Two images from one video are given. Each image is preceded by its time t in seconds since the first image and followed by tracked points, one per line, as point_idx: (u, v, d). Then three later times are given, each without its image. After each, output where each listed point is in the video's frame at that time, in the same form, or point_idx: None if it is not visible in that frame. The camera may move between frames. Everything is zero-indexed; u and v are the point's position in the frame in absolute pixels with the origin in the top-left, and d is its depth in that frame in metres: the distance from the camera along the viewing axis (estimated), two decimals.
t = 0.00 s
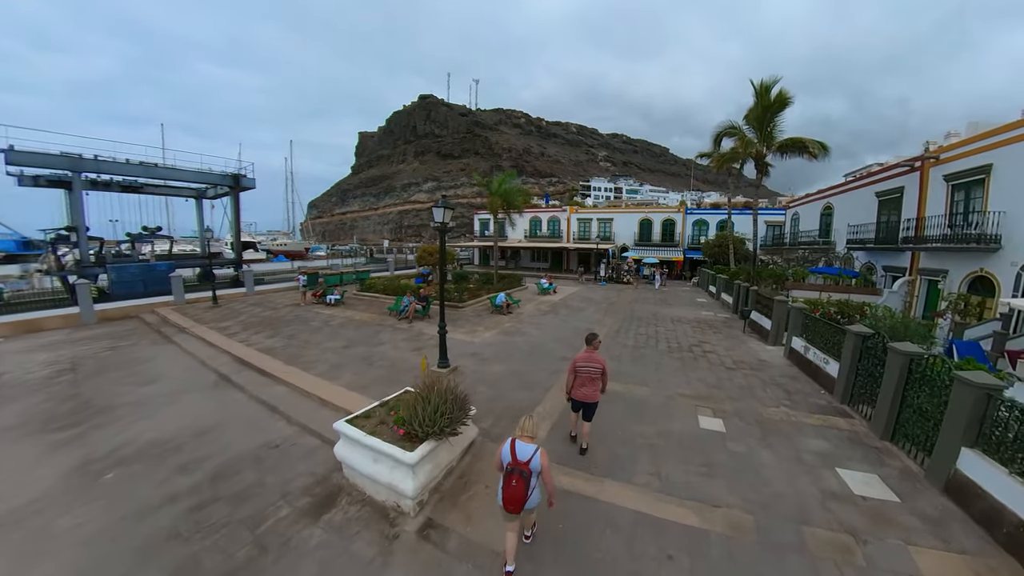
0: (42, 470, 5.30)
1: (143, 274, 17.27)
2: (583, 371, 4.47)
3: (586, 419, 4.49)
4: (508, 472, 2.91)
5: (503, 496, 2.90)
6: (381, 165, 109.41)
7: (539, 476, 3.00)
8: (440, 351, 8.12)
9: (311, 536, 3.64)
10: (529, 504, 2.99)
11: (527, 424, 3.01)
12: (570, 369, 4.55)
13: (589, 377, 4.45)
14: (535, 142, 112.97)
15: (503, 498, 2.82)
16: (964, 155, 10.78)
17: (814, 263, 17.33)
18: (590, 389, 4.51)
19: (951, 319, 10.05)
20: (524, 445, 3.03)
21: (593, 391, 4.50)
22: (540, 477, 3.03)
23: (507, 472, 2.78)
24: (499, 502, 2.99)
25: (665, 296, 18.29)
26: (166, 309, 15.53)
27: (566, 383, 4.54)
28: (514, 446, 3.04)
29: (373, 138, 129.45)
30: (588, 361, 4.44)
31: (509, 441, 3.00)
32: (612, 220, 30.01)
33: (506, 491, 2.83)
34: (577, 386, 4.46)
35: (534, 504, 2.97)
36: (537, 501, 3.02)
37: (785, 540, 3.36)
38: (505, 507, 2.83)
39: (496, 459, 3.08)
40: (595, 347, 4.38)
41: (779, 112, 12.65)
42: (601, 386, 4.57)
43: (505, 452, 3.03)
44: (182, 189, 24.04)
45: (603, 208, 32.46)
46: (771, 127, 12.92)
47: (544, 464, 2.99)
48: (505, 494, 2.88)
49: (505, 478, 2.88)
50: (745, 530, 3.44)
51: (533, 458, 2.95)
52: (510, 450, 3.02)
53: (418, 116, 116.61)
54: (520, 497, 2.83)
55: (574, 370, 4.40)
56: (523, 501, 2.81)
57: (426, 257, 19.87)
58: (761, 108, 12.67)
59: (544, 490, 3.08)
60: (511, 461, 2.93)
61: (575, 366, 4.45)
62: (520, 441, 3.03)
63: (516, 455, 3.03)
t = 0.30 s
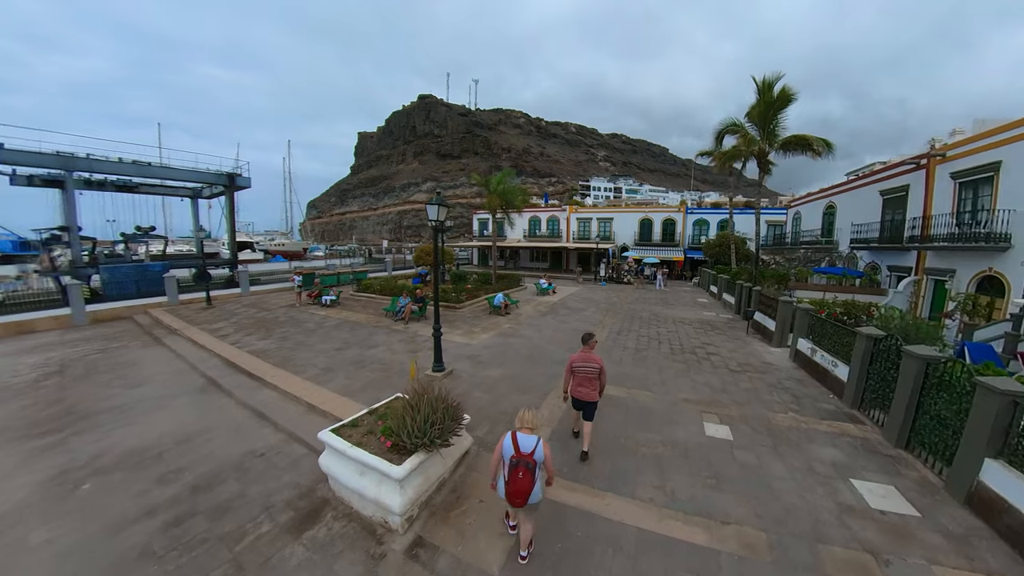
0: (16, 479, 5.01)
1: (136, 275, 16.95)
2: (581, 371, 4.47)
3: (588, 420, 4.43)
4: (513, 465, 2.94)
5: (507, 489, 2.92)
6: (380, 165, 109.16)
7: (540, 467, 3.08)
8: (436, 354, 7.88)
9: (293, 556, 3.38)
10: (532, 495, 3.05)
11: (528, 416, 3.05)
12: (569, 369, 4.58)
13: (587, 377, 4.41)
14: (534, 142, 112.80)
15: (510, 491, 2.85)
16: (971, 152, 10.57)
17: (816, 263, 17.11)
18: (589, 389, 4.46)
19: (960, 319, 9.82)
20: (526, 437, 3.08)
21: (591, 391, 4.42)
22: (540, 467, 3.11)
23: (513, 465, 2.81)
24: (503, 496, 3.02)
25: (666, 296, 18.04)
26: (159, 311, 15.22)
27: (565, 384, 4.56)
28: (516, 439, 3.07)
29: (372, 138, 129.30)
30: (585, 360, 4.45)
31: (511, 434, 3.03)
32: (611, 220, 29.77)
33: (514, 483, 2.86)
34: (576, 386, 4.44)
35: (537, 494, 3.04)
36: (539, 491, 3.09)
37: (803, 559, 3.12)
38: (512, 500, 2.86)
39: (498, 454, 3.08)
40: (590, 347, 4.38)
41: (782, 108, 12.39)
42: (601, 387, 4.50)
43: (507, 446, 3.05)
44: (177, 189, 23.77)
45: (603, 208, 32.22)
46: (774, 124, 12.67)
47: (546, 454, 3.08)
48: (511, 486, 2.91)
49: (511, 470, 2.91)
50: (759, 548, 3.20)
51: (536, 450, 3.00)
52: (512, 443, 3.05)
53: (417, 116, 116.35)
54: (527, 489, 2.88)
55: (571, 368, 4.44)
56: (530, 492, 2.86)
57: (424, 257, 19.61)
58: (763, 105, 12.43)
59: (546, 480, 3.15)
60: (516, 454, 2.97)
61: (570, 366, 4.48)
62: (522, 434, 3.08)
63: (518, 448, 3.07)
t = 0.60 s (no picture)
0: None
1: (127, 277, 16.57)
2: (585, 372, 4.35)
3: (585, 420, 4.41)
4: (515, 469, 2.84)
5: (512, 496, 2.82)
6: (379, 166, 108.85)
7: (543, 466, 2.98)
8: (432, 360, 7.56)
9: None
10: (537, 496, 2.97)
11: (525, 417, 2.94)
12: (574, 369, 4.47)
13: (592, 379, 4.33)
14: (533, 142, 112.44)
15: (515, 496, 2.75)
16: (983, 149, 10.28)
17: (821, 262, 16.82)
18: (593, 391, 4.39)
19: (973, 321, 9.53)
20: (524, 437, 2.97)
21: (597, 394, 4.34)
22: (543, 465, 3.02)
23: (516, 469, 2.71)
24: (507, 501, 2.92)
25: (669, 297, 17.74)
26: (151, 313, 14.88)
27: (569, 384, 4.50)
28: (513, 440, 2.96)
29: (371, 138, 129.10)
30: (590, 362, 4.32)
31: (509, 438, 2.92)
32: (612, 220, 29.50)
33: (517, 488, 2.77)
34: (580, 388, 4.40)
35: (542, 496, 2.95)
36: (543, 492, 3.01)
37: None
38: (519, 505, 2.77)
39: (497, 457, 2.99)
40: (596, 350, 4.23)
41: (788, 105, 12.09)
42: (607, 389, 4.38)
43: (506, 450, 2.95)
44: (172, 189, 23.42)
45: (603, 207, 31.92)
46: (779, 121, 12.37)
47: (547, 452, 2.98)
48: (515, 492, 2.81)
49: (514, 474, 2.81)
50: None
51: (536, 450, 2.91)
52: (510, 445, 2.96)
53: (416, 116, 115.95)
54: (531, 492, 2.79)
55: (575, 370, 4.37)
56: (535, 494, 2.77)
57: (422, 258, 19.27)
58: (768, 102, 12.14)
59: (548, 479, 3.09)
60: (517, 456, 2.86)
61: (574, 367, 4.38)
62: (520, 434, 2.97)
63: (517, 450, 2.97)
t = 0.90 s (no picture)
0: None
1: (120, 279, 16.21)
2: (597, 377, 4.27)
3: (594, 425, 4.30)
4: (515, 471, 2.83)
5: (513, 497, 2.83)
6: (379, 166, 108.53)
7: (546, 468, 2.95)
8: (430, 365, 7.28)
9: None
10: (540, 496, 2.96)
11: (527, 419, 2.85)
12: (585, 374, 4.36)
13: (604, 385, 4.24)
14: (532, 142, 112.11)
15: (515, 498, 2.75)
16: (994, 147, 10.04)
17: (825, 263, 16.55)
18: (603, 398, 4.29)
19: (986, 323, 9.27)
20: (526, 439, 2.93)
21: (609, 398, 4.26)
22: (546, 467, 2.99)
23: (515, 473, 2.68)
24: (507, 499, 2.94)
25: (671, 297, 17.47)
26: (144, 316, 14.57)
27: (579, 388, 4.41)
28: (516, 442, 2.93)
29: (370, 138, 128.73)
30: (602, 366, 4.26)
31: (511, 439, 2.86)
32: (612, 220, 29.25)
33: (517, 491, 2.76)
34: (592, 393, 4.29)
35: (544, 497, 2.93)
36: (546, 492, 3.00)
37: None
38: (519, 506, 2.77)
39: (500, 457, 2.98)
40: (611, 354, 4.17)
41: (794, 102, 11.83)
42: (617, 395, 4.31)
43: (507, 450, 2.91)
44: (167, 189, 23.11)
45: (603, 207, 31.64)
46: (784, 119, 12.10)
47: (550, 455, 2.93)
48: (515, 494, 2.82)
49: (514, 476, 2.79)
50: None
51: (538, 452, 2.86)
52: (513, 446, 2.93)
53: (415, 116, 115.58)
54: (532, 494, 2.78)
55: (588, 375, 4.26)
56: (535, 497, 2.75)
57: (421, 258, 18.98)
58: (773, 99, 11.88)
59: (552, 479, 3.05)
60: (517, 459, 2.84)
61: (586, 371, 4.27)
62: (522, 436, 2.92)
63: (519, 450, 2.92)
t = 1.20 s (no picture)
0: None
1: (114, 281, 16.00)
2: (609, 376, 4.40)
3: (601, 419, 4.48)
4: (525, 468, 2.79)
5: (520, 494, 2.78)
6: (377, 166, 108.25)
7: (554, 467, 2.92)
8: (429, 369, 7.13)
9: None
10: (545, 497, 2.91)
11: (542, 418, 2.81)
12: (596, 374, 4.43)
13: (615, 383, 4.39)
14: (531, 142, 111.89)
15: (521, 494, 2.70)
16: (999, 147, 9.94)
17: (827, 264, 16.44)
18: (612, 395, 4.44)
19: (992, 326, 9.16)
20: (538, 437, 2.90)
21: (617, 396, 4.42)
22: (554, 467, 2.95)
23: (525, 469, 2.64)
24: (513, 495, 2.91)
25: (672, 298, 17.33)
26: (139, 317, 14.37)
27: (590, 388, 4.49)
28: (528, 439, 2.90)
29: (369, 138, 128.40)
30: (613, 365, 4.39)
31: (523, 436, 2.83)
32: (612, 220, 29.12)
33: (525, 487, 2.71)
34: (603, 390, 4.39)
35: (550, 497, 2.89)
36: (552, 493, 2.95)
37: None
38: (525, 504, 2.72)
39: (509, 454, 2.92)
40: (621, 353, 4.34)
41: (797, 101, 11.70)
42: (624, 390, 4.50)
43: (519, 446, 2.87)
44: (163, 189, 22.88)
45: (603, 207, 31.50)
46: (787, 119, 11.96)
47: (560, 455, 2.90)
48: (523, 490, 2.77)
49: (523, 473, 2.75)
50: None
51: (549, 451, 2.83)
52: (524, 443, 2.89)
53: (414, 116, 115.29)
54: (539, 492, 2.74)
55: (601, 372, 4.36)
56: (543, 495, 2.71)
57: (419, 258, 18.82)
58: (776, 98, 11.76)
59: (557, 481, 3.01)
60: (528, 456, 2.80)
61: (599, 371, 4.38)
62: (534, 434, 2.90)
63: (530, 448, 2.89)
